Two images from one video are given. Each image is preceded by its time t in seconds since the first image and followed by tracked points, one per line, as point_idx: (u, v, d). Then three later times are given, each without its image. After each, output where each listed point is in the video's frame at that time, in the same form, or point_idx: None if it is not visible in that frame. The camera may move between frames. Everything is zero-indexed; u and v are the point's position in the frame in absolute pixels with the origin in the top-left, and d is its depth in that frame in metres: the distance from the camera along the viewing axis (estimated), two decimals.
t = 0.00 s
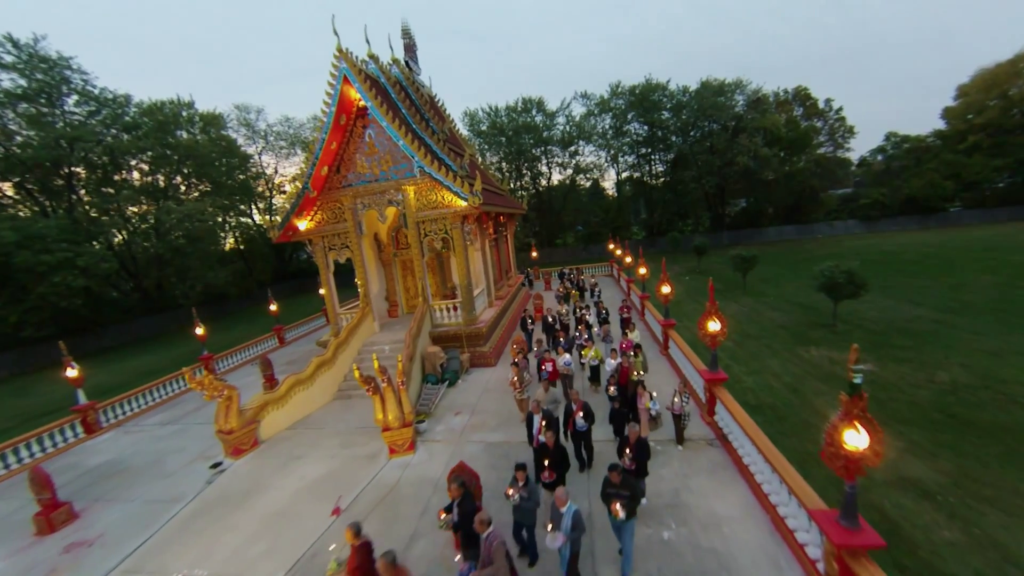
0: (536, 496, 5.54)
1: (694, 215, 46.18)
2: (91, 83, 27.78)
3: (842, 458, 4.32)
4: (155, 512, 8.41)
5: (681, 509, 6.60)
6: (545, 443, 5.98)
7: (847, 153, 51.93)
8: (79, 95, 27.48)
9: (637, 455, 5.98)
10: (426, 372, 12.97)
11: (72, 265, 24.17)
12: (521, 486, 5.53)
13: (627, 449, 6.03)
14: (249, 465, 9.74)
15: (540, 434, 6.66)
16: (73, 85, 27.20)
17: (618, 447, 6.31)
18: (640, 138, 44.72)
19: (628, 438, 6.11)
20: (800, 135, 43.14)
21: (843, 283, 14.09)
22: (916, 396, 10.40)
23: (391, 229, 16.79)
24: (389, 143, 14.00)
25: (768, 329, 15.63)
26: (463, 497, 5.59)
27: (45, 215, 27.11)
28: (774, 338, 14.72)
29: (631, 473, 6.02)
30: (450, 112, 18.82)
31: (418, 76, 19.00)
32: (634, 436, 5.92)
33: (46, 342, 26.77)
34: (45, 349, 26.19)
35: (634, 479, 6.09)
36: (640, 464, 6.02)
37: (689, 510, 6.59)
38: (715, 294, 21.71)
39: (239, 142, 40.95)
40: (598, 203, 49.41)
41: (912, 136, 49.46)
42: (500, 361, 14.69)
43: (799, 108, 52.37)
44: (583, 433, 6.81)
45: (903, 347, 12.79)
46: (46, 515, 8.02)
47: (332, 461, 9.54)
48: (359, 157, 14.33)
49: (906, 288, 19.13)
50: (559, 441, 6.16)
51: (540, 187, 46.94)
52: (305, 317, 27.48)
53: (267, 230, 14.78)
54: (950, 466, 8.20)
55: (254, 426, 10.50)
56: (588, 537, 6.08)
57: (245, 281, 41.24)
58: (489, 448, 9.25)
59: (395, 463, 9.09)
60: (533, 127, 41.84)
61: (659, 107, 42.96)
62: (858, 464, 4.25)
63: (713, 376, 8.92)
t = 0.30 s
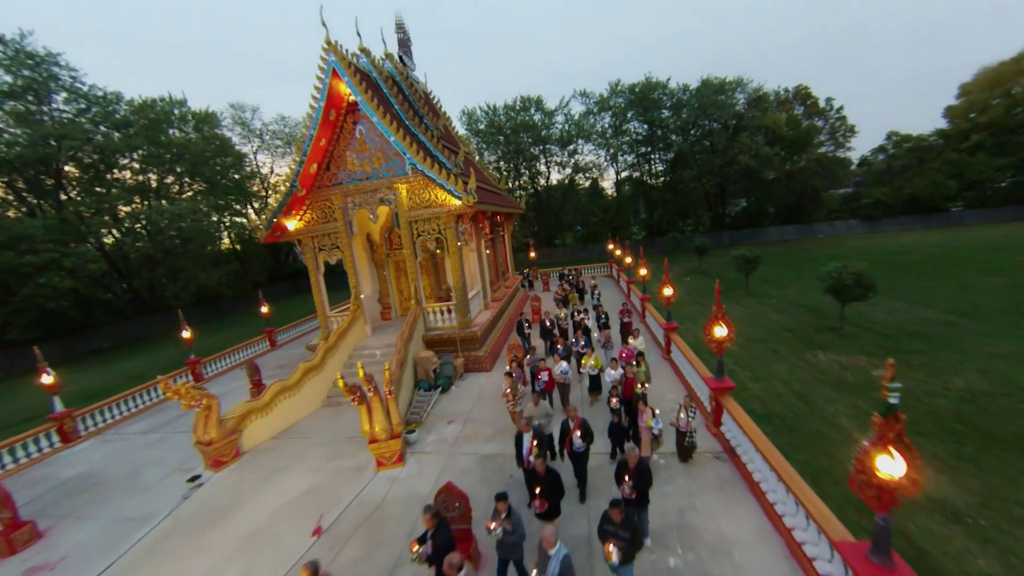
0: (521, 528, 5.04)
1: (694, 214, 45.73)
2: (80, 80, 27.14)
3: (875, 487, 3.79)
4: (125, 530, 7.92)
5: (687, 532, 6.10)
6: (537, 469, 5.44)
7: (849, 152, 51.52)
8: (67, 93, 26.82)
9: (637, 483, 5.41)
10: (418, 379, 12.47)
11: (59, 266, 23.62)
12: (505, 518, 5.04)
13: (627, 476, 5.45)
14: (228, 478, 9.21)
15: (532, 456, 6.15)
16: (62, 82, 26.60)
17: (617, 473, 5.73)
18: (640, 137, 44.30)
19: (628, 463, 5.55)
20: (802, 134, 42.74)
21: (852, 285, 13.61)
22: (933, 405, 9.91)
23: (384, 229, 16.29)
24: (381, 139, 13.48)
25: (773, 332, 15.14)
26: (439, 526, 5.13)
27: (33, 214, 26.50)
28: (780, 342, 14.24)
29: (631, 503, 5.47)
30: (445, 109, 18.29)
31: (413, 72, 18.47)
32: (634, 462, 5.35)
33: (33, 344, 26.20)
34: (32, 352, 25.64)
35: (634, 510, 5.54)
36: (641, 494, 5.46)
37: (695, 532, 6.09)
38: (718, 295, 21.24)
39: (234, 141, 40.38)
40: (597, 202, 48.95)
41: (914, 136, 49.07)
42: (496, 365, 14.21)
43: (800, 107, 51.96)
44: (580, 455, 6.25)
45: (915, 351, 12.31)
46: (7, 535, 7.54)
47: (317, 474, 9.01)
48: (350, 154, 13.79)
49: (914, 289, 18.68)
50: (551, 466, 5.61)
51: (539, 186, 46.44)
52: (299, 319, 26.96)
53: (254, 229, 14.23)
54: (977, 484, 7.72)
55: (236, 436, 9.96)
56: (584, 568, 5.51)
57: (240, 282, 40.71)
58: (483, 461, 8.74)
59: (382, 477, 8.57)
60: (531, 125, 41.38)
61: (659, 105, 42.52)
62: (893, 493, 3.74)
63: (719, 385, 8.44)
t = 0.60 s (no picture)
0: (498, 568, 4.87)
1: (696, 214, 45.17)
2: (72, 77, 26.73)
3: (921, 527, 3.28)
4: (94, 551, 7.42)
5: (697, 559, 5.59)
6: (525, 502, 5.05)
7: (852, 151, 50.93)
8: (59, 90, 26.46)
9: (644, 522, 4.88)
10: (411, 385, 11.98)
11: (49, 266, 23.16)
12: (485, 553, 4.86)
13: (631, 512, 4.95)
14: (208, 493, 8.71)
15: (524, 480, 5.75)
16: (53, 79, 26.16)
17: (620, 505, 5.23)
18: (641, 135, 43.76)
19: (634, 497, 5.02)
20: (804, 133, 42.64)
21: (864, 286, 13.05)
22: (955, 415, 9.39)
23: (378, 229, 15.80)
24: (374, 136, 12.98)
25: (782, 336, 14.59)
26: (410, 566, 4.79)
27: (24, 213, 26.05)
28: (789, 346, 13.70)
29: (637, 543, 4.95)
30: (442, 105, 17.78)
31: (408, 68, 17.97)
32: (641, 497, 4.82)
33: (23, 346, 25.75)
34: (22, 354, 25.14)
35: (639, 547, 5.05)
36: (648, 533, 4.95)
37: (706, 559, 5.58)
38: (722, 297, 20.73)
39: (231, 140, 39.93)
40: (598, 202, 48.37)
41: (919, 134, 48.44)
42: (493, 370, 13.74)
43: (803, 105, 51.35)
44: (580, 480, 5.81)
45: (932, 357, 11.78)
46: None
47: (301, 489, 8.48)
48: (342, 151, 13.29)
49: (925, 291, 18.12)
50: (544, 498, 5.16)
51: (539, 186, 45.88)
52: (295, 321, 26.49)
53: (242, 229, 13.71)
54: (1011, 508, 7.23)
55: (219, 446, 9.47)
56: None
57: (237, 283, 40.24)
58: (477, 475, 8.23)
59: (371, 492, 8.08)
60: (531, 124, 40.85)
61: (661, 103, 42.00)
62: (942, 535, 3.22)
63: (729, 395, 7.92)
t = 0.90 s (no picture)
0: None
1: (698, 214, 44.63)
2: (63, 74, 26.28)
3: None
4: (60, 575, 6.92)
5: None
6: (514, 544, 4.64)
7: (856, 150, 50.36)
8: (50, 88, 26.04)
9: (656, 571, 4.36)
10: (405, 392, 11.50)
11: (38, 267, 22.72)
12: None
13: (640, 558, 4.45)
14: (186, 509, 8.20)
15: (518, 513, 5.34)
16: (44, 76, 25.74)
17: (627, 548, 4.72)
18: (643, 134, 43.26)
19: (644, 541, 4.51)
20: (808, 132, 42.14)
21: (876, 290, 12.54)
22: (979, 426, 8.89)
23: (372, 229, 15.33)
24: (366, 132, 12.48)
25: (790, 340, 14.07)
26: None
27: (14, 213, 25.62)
28: (797, 351, 13.21)
29: None
30: (438, 102, 17.26)
31: (404, 63, 17.46)
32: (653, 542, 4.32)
33: (13, 348, 25.31)
34: (12, 356, 24.69)
35: None
36: None
37: None
38: (726, 300, 20.26)
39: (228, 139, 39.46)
40: (599, 201, 47.86)
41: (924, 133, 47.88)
42: (490, 376, 13.24)
43: (806, 104, 50.80)
44: (579, 513, 5.38)
45: (950, 363, 11.28)
46: None
47: (283, 506, 7.97)
48: (333, 149, 12.81)
49: (936, 293, 17.60)
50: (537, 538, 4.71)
51: (539, 185, 45.35)
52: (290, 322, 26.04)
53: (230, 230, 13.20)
54: None
55: (201, 459, 8.92)
56: None
57: (233, 284, 39.77)
58: (471, 492, 7.72)
59: (358, 510, 7.57)
60: (531, 122, 40.34)
61: (662, 102, 41.51)
62: None
63: (740, 407, 7.41)
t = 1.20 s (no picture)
0: None
1: (704, 212, 43.95)
2: (60, 71, 25.99)
3: None
4: None
5: None
6: None
7: (865, 147, 49.49)
8: (47, 85, 25.75)
9: None
10: (403, 398, 11.07)
11: (34, 266, 22.47)
12: None
13: None
14: (170, 524, 7.77)
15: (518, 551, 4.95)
16: (41, 73, 25.45)
17: None
18: (647, 131, 42.64)
19: None
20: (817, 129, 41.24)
21: (897, 291, 11.96)
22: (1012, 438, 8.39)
23: (371, 228, 14.93)
24: (363, 127, 12.01)
25: (805, 344, 13.53)
26: None
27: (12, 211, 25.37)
28: (812, 355, 12.69)
29: None
30: (439, 97, 16.80)
31: (404, 58, 17.00)
32: None
33: (10, 348, 25.11)
34: (9, 356, 24.46)
35: None
36: None
37: None
38: (734, 301, 19.74)
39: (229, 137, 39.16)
40: (603, 200, 47.29)
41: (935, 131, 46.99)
42: (492, 381, 12.77)
43: (814, 101, 49.94)
44: (582, 549, 4.92)
45: (975, 369, 10.77)
46: None
47: (270, 521, 7.52)
48: (329, 145, 12.37)
49: (955, 295, 16.98)
50: None
51: (542, 183, 44.78)
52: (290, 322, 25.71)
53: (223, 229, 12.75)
54: None
55: (186, 469, 8.49)
56: None
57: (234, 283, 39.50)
58: (470, 508, 7.25)
59: (349, 527, 7.11)
60: (534, 119, 39.80)
61: (667, 98, 40.87)
62: None
63: (758, 420, 6.90)
